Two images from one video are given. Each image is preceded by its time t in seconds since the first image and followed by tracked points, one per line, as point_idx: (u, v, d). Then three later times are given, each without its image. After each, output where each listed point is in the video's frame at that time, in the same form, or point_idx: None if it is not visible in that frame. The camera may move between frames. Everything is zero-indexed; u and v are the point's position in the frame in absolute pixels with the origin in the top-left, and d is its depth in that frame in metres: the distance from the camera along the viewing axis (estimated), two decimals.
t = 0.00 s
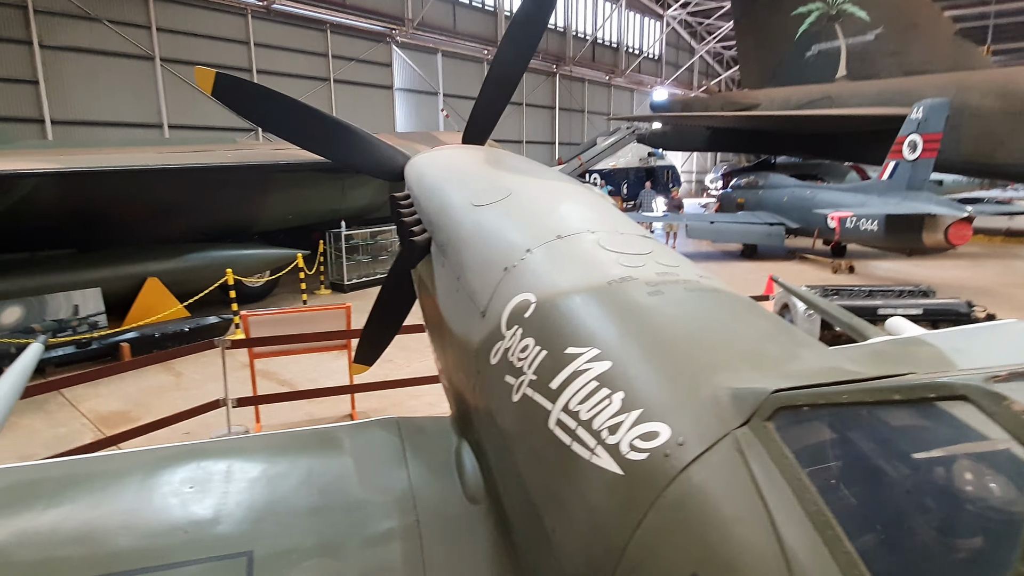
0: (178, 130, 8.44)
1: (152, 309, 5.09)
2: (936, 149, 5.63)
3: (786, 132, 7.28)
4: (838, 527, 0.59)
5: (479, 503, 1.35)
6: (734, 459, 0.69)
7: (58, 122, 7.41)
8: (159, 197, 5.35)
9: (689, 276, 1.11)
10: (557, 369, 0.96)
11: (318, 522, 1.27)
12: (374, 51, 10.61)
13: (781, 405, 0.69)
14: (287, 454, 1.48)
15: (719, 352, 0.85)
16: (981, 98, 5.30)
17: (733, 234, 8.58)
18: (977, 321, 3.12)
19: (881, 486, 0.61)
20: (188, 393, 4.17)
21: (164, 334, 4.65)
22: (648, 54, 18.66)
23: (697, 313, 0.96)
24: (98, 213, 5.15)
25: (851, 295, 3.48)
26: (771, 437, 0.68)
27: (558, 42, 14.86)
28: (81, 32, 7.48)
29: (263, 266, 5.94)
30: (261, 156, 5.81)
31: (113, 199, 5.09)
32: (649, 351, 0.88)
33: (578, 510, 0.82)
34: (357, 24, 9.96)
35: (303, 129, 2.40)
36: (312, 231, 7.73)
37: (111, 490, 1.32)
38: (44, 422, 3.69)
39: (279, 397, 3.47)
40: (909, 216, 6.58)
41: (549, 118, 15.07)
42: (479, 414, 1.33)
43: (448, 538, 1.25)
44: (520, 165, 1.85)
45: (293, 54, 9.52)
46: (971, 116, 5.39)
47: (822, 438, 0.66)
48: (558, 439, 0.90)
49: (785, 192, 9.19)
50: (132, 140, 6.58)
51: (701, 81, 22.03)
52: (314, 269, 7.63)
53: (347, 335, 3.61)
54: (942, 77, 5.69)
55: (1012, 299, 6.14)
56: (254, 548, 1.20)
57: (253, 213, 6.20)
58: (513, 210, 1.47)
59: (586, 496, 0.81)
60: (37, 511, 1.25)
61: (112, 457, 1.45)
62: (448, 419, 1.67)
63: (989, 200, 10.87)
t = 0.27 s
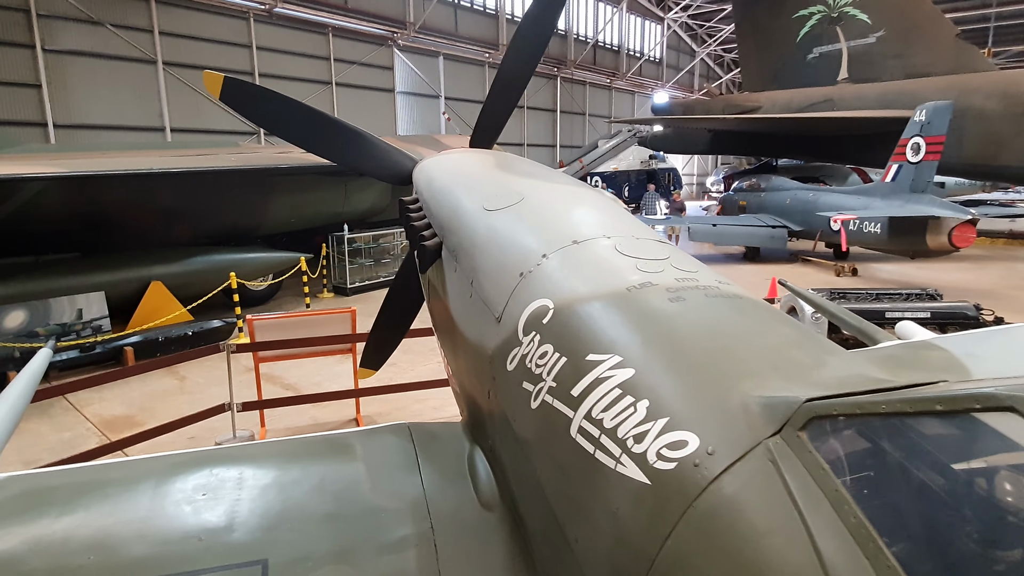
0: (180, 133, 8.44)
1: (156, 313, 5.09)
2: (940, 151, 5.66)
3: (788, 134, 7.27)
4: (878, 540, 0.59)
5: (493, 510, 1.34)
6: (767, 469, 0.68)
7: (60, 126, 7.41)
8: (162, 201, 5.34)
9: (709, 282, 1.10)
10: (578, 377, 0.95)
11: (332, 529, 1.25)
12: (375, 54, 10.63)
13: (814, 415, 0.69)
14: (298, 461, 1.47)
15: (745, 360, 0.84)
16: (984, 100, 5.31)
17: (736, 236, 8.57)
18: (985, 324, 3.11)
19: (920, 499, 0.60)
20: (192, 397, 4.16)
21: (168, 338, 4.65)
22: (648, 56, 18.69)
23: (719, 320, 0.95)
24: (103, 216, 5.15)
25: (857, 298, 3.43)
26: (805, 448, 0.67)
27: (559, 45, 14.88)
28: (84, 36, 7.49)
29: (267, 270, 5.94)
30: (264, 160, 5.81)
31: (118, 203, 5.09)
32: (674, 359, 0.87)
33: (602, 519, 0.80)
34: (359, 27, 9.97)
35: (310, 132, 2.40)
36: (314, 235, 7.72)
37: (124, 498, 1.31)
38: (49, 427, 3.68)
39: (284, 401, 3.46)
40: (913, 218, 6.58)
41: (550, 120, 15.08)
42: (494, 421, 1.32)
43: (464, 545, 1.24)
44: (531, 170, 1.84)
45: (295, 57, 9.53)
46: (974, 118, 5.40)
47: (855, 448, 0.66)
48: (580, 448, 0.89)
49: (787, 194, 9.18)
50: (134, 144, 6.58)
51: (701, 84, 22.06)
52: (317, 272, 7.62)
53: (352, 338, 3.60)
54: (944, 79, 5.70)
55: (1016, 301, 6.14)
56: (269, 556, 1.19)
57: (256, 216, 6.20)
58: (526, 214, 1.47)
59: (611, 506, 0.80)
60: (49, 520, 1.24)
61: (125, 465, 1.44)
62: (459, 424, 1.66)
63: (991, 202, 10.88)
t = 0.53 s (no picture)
0: (174, 137, 8.40)
1: (151, 317, 5.05)
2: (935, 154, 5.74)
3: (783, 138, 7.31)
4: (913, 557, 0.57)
5: (501, 519, 1.33)
6: (793, 481, 0.67)
7: (53, 129, 7.36)
8: (158, 205, 5.30)
9: (721, 289, 1.09)
10: (592, 386, 0.94)
11: (339, 538, 1.24)
12: (370, 58, 10.61)
13: (839, 426, 0.68)
14: (302, 468, 1.45)
15: (764, 370, 0.83)
16: (976, 104, 5.37)
17: (731, 240, 8.59)
18: (982, 328, 3.13)
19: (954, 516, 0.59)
20: (189, 402, 4.13)
21: (163, 343, 4.62)
22: (643, 60, 18.76)
23: (732, 327, 0.94)
24: (98, 221, 5.11)
25: (856, 302, 3.44)
26: (831, 460, 0.67)
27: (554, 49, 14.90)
28: (78, 38, 7.45)
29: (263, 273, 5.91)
30: (260, 163, 5.78)
31: (112, 207, 5.05)
32: (689, 368, 0.86)
33: (618, 531, 0.79)
34: (355, 31, 9.95)
35: (311, 137, 2.38)
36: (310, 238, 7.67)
37: (128, 508, 1.29)
38: (43, 433, 3.64)
39: (282, 406, 3.43)
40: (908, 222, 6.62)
41: (545, 124, 15.10)
42: (501, 428, 1.30)
43: (472, 555, 1.23)
44: (535, 174, 1.83)
45: (290, 60, 9.51)
46: (966, 123, 5.45)
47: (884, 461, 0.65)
48: (595, 458, 0.87)
49: (782, 198, 9.21)
50: (128, 147, 6.53)
51: (695, 88, 22.16)
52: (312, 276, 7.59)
53: (350, 343, 3.58)
54: (936, 84, 5.75)
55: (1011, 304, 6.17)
56: (275, 567, 1.17)
57: (252, 220, 6.16)
58: (533, 219, 1.46)
59: (629, 518, 0.78)
60: (53, 529, 1.22)
61: (126, 474, 1.42)
62: (464, 431, 1.65)
63: (983, 205, 10.96)
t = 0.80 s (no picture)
0: (174, 138, 8.39)
1: (152, 320, 5.04)
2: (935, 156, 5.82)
3: (783, 140, 7.31)
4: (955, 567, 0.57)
5: (516, 524, 1.32)
6: (828, 488, 0.66)
7: (54, 131, 7.35)
8: (158, 207, 5.29)
9: (741, 294, 1.08)
10: (615, 391, 0.94)
11: (354, 543, 1.23)
12: (370, 60, 10.61)
13: (874, 434, 0.67)
14: (315, 473, 1.45)
15: (790, 375, 0.82)
16: (976, 106, 5.38)
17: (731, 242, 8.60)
18: (986, 330, 3.14)
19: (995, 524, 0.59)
20: (191, 405, 4.11)
21: (165, 345, 4.62)
22: (642, 62, 18.78)
23: (755, 332, 0.94)
24: (100, 223, 5.10)
25: (862, 305, 3.55)
26: (866, 467, 0.66)
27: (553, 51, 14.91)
28: (78, 40, 7.44)
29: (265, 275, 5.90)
30: (260, 165, 5.77)
31: (115, 209, 5.05)
32: (714, 374, 0.85)
33: (645, 538, 0.79)
34: (354, 33, 9.95)
35: (319, 141, 2.38)
36: (310, 241, 7.58)
37: (140, 513, 1.28)
38: (45, 436, 3.63)
39: (286, 409, 3.42)
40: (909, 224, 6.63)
41: (545, 126, 15.11)
42: (516, 433, 1.30)
43: (488, 560, 1.22)
44: (545, 178, 1.83)
45: (291, 62, 9.51)
46: (966, 125, 5.46)
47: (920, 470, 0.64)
48: (619, 464, 0.87)
49: (782, 200, 9.22)
50: (128, 149, 6.52)
51: (694, 90, 22.18)
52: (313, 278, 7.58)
53: (353, 346, 3.57)
54: (935, 86, 5.75)
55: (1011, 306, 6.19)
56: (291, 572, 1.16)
57: (253, 222, 6.15)
58: (547, 223, 1.45)
59: (657, 524, 0.78)
60: (67, 535, 1.22)
61: (138, 480, 1.41)
62: (476, 435, 1.64)
63: (983, 207, 10.97)
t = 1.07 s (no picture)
0: (174, 140, 8.38)
1: (153, 322, 5.03)
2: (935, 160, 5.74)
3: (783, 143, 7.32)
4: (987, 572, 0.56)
5: (527, 528, 1.32)
6: (855, 493, 0.66)
7: (53, 133, 7.34)
8: (158, 209, 5.27)
9: (756, 298, 1.08)
10: (632, 396, 0.93)
11: (366, 547, 1.23)
12: (369, 62, 10.61)
13: (900, 439, 0.67)
14: (325, 477, 1.44)
15: (812, 379, 0.82)
16: (973, 109, 5.40)
17: (731, 244, 8.61)
18: (989, 333, 3.14)
19: None
20: (192, 408, 4.10)
21: (166, 347, 4.61)
22: (641, 65, 18.81)
23: (773, 336, 0.94)
24: (100, 225, 5.08)
25: (865, 308, 3.55)
26: (894, 472, 0.66)
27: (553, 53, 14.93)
28: (77, 42, 7.42)
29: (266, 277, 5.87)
30: (260, 168, 5.76)
31: (115, 212, 5.03)
32: (734, 378, 0.85)
33: (666, 543, 0.78)
34: (354, 35, 9.95)
35: (325, 143, 2.38)
36: (310, 241, 7.53)
37: (150, 518, 1.28)
38: (46, 439, 3.61)
39: (288, 412, 3.41)
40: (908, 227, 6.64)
41: (544, 128, 15.13)
42: (528, 437, 1.29)
43: (501, 565, 1.21)
44: (553, 181, 1.83)
45: (290, 65, 9.51)
46: (964, 128, 5.48)
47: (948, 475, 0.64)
48: (637, 469, 0.87)
49: (782, 203, 9.23)
50: (128, 152, 6.50)
51: (693, 93, 22.22)
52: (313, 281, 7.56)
53: (356, 349, 3.55)
54: (933, 89, 5.77)
55: (1011, 309, 6.20)
56: None
57: (254, 225, 6.13)
58: (558, 225, 1.45)
59: (679, 529, 0.77)
60: (77, 539, 1.21)
61: (146, 484, 1.41)
62: (485, 439, 1.64)
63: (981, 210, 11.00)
